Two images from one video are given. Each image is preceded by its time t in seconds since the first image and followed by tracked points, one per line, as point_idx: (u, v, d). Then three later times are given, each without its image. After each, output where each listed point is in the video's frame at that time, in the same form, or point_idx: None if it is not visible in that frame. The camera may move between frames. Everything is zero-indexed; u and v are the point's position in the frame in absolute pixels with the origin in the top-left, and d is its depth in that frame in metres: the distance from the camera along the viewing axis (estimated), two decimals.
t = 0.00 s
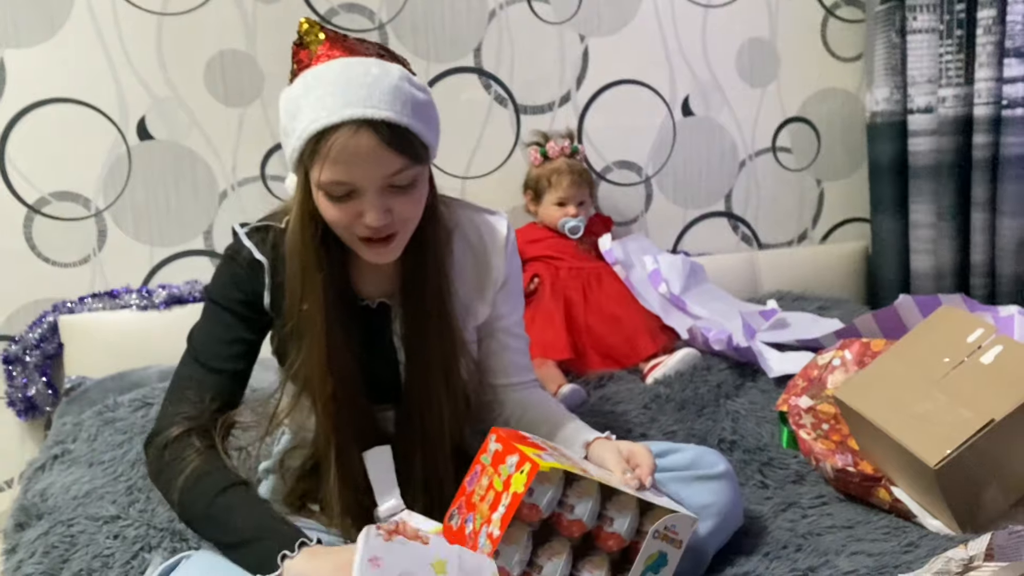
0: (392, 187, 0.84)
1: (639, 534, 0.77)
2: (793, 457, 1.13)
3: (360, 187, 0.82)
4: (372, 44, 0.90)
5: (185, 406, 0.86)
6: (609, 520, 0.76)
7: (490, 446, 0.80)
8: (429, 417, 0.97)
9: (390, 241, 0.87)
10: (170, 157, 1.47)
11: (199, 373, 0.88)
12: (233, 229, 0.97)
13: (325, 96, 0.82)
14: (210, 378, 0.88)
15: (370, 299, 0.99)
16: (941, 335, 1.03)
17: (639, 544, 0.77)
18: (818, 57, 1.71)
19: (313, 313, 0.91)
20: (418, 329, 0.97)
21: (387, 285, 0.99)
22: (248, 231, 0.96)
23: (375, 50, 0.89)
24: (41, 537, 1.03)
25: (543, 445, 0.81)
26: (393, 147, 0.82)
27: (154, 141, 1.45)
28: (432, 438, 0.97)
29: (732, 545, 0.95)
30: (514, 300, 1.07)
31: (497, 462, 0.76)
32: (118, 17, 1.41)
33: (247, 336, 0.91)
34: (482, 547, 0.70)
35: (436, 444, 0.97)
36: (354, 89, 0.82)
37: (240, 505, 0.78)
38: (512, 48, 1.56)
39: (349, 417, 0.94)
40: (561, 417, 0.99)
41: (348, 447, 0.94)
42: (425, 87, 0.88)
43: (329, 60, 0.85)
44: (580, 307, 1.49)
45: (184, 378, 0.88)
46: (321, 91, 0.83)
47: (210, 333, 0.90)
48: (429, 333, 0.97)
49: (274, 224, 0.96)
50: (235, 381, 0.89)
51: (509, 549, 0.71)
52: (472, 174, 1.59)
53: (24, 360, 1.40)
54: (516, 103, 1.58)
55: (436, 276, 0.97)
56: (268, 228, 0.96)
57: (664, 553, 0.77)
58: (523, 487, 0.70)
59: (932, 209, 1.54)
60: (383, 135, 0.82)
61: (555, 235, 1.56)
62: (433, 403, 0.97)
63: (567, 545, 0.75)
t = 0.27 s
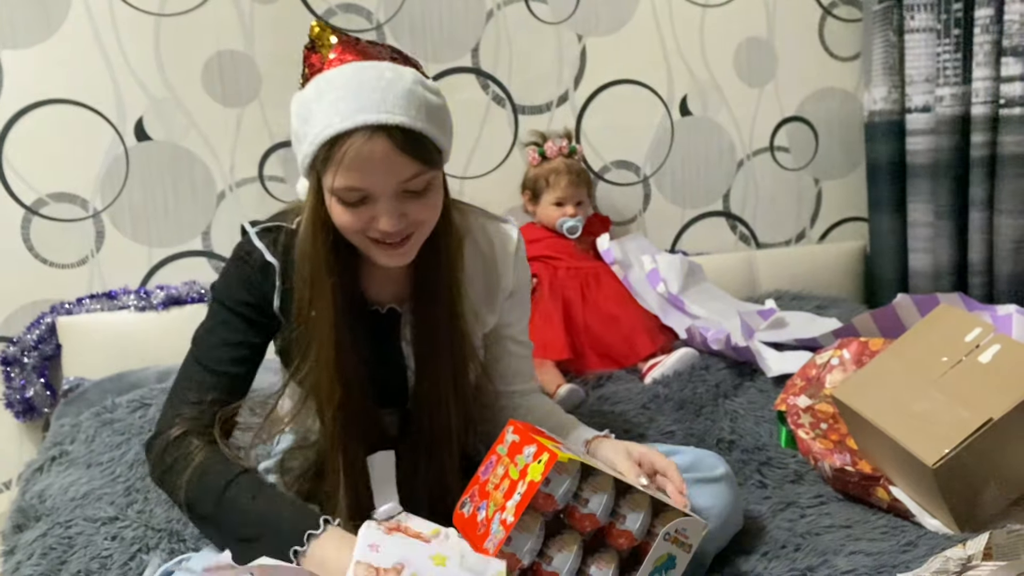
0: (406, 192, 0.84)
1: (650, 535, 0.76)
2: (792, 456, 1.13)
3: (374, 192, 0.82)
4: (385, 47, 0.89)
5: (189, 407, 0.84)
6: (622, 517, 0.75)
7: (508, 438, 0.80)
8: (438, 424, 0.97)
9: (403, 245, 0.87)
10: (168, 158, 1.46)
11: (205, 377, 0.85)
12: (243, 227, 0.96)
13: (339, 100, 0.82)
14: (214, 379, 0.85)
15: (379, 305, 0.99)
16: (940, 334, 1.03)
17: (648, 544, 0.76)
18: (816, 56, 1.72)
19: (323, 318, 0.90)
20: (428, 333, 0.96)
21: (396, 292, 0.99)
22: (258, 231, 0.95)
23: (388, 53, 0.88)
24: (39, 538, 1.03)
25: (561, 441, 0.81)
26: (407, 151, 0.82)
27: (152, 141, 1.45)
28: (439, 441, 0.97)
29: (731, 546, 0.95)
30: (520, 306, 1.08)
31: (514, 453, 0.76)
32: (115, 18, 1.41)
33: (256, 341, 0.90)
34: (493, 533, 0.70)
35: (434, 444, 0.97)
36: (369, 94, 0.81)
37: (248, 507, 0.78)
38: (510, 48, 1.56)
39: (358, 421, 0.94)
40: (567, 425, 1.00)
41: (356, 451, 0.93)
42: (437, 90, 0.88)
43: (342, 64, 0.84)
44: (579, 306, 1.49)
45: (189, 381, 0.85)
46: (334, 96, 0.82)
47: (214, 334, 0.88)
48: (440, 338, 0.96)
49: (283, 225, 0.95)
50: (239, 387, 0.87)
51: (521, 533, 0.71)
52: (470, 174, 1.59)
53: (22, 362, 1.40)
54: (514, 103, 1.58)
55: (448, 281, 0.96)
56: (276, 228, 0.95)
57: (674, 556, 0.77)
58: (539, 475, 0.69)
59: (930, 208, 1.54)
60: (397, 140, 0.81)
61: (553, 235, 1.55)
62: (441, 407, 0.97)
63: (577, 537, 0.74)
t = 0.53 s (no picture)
0: (412, 191, 0.84)
1: (639, 532, 0.77)
2: (790, 457, 1.13)
3: (382, 192, 0.82)
4: (391, 46, 0.89)
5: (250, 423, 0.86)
6: (610, 515, 0.75)
7: (494, 442, 0.80)
8: (449, 426, 0.97)
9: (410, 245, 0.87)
10: (166, 161, 1.46)
11: (255, 395, 0.88)
12: (247, 233, 0.96)
13: (346, 99, 0.81)
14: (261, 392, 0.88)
15: (387, 307, 0.99)
16: (938, 335, 1.03)
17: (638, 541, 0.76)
18: (813, 57, 1.71)
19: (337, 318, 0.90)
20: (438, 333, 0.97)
21: (402, 294, 1.00)
22: (264, 234, 0.95)
23: (395, 52, 0.88)
24: (37, 542, 1.02)
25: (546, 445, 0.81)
26: (414, 150, 0.82)
27: (149, 144, 1.45)
28: (450, 443, 0.97)
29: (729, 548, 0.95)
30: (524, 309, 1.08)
31: (501, 457, 0.76)
32: (112, 20, 1.41)
33: (282, 347, 0.91)
34: (484, 539, 0.69)
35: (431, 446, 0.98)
36: (376, 93, 0.81)
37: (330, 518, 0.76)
38: (507, 50, 1.56)
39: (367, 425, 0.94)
40: (569, 425, 0.99)
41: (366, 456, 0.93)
42: (445, 89, 0.88)
43: (349, 63, 0.84)
44: (577, 308, 1.49)
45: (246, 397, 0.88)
46: (341, 95, 0.82)
47: (251, 354, 0.90)
48: (448, 339, 0.97)
49: (290, 229, 0.96)
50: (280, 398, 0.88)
51: (513, 536, 0.70)
52: (468, 176, 1.59)
53: (20, 365, 1.40)
54: (512, 104, 1.58)
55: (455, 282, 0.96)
56: (280, 232, 0.95)
57: (664, 552, 0.76)
58: (524, 476, 0.69)
59: (928, 208, 1.54)
60: (405, 138, 0.81)
61: (551, 236, 1.55)
62: (451, 409, 0.97)
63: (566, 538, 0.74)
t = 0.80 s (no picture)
0: (413, 165, 0.85)
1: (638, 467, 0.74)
2: (792, 456, 1.13)
3: (384, 166, 0.83)
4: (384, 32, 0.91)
5: (271, 439, 0.85)
6: (609, 453, 0.72)
7: (484, 396, 0.76)
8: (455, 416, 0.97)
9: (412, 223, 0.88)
10: (164, 161, 1.46)
11: (272, 402, 0.87)
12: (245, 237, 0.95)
13: (346, 77, 0.83)
14: (271, 418, 0.87)
15: (390, 301, 0.98)
16: (939, 332, 1.03)
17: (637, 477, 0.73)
18: (812, 55, 1.71)
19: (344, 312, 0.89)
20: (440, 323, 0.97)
21: (404, 289, 1.00)
22: (263, 237, 0.94)
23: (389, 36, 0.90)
24: (37, 544, 1.03)
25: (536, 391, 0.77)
26: (415, 123, 0.83)
27: (148, 145, 1.45)
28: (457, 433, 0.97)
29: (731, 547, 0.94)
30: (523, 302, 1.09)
31: (493, 408, 0.73)
32: (110, 21, 1.40)
33: (291, 351, 0.90)
34: (486, 491, 0.66)
35: (431, 446, 0.98)
36: (375, 69, 0.83)
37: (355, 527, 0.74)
38: (506, 49, 1.56)
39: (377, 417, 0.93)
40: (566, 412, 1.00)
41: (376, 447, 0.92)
42: (440, 71, 0.90)
43: (347, 44, 0.86)
44: (577, 308, 1.49)
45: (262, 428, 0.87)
46: (340, 73, 0.83)
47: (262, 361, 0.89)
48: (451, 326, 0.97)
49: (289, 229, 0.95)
50: (295, 402, 0.88)
51: (515, 483, 0.67)
52: (468, 175, 1.58)
53: (19, 368, 1.38)
54: (511, 104, 1.58)
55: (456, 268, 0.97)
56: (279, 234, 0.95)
57: (664, 486, 0.74)
58: (519, 420, 0.66)
59: (928, 206, 1.54)
60: (406, 112, 0.82)
61: (550, 236, 1.55)
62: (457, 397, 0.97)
63: (566, 477, 0.70)
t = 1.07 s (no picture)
0: (400, 134, 0.89)
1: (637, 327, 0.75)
2: (794, 457, 1.13)
3: (371, 134, 0.87)
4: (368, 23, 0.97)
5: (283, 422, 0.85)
6: (610, 312, 0.73)
7: (469, 285, 0.76)
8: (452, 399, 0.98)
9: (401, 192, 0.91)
10: (163, 164, 1.46)
11: (277, 392, 0.87)
12: (240, 237, 0.97)
13: (332, 53, 0.88)
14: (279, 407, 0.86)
15: (387, 293, 1.00)
16: (939, 331, 1.03)
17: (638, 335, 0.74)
18: (811, 55, 1.71)
19: (331, 281, 0.91)
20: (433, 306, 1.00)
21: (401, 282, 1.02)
22: (258, 234, 0.96)
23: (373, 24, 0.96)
24: (37, 548, 1.02)
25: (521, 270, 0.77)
26: (400, 91, 0.87)
27: (147, 148, 1.44)
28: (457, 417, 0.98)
29: (732, 549, 0.94)
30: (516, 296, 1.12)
31: (488, 292, 0.72)
32: (109, 24, 1.40)
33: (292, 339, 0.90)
34: (506, 365, 0.66)
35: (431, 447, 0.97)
36: (358, 46, 0.88)
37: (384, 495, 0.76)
38: (505, 50, 1.56)
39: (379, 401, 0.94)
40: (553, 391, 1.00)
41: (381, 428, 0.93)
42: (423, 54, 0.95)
43: (332, 27, 0.92)
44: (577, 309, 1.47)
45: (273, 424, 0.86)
46: (327, 51, 0.89)
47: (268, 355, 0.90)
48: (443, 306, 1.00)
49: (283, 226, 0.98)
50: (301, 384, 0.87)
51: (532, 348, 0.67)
52: (467, 177, 1.58)
53: (17, 371, 1.39)
54: (510, 105, 1.58)
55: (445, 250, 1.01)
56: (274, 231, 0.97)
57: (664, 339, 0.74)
58: (529, 287, 0.66)
59: (928, 205, 1.53)
60: (391, 80, 0.87)
61: (550, 237, 1.55)
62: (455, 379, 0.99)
63: (574, 341, 0.71)
